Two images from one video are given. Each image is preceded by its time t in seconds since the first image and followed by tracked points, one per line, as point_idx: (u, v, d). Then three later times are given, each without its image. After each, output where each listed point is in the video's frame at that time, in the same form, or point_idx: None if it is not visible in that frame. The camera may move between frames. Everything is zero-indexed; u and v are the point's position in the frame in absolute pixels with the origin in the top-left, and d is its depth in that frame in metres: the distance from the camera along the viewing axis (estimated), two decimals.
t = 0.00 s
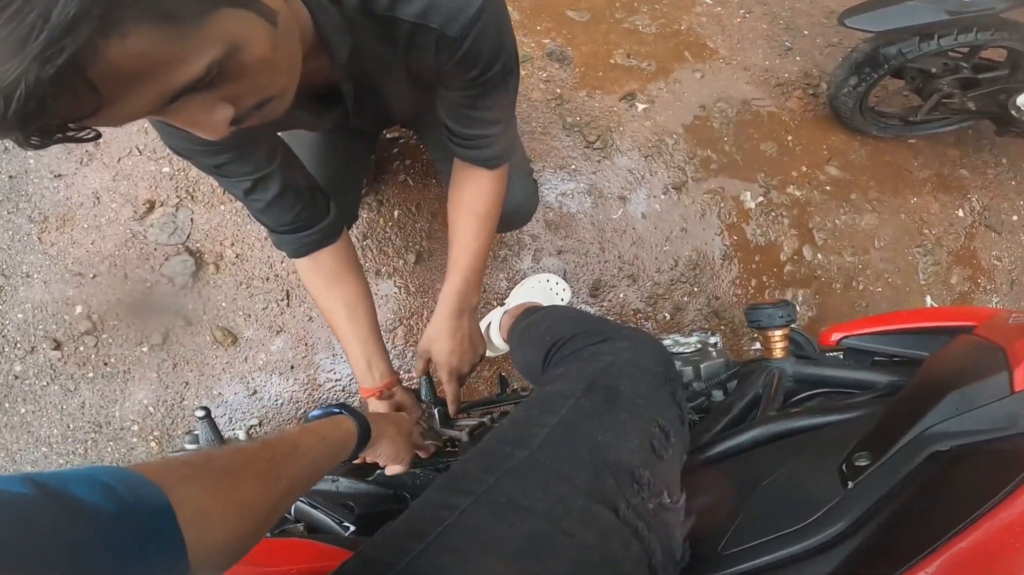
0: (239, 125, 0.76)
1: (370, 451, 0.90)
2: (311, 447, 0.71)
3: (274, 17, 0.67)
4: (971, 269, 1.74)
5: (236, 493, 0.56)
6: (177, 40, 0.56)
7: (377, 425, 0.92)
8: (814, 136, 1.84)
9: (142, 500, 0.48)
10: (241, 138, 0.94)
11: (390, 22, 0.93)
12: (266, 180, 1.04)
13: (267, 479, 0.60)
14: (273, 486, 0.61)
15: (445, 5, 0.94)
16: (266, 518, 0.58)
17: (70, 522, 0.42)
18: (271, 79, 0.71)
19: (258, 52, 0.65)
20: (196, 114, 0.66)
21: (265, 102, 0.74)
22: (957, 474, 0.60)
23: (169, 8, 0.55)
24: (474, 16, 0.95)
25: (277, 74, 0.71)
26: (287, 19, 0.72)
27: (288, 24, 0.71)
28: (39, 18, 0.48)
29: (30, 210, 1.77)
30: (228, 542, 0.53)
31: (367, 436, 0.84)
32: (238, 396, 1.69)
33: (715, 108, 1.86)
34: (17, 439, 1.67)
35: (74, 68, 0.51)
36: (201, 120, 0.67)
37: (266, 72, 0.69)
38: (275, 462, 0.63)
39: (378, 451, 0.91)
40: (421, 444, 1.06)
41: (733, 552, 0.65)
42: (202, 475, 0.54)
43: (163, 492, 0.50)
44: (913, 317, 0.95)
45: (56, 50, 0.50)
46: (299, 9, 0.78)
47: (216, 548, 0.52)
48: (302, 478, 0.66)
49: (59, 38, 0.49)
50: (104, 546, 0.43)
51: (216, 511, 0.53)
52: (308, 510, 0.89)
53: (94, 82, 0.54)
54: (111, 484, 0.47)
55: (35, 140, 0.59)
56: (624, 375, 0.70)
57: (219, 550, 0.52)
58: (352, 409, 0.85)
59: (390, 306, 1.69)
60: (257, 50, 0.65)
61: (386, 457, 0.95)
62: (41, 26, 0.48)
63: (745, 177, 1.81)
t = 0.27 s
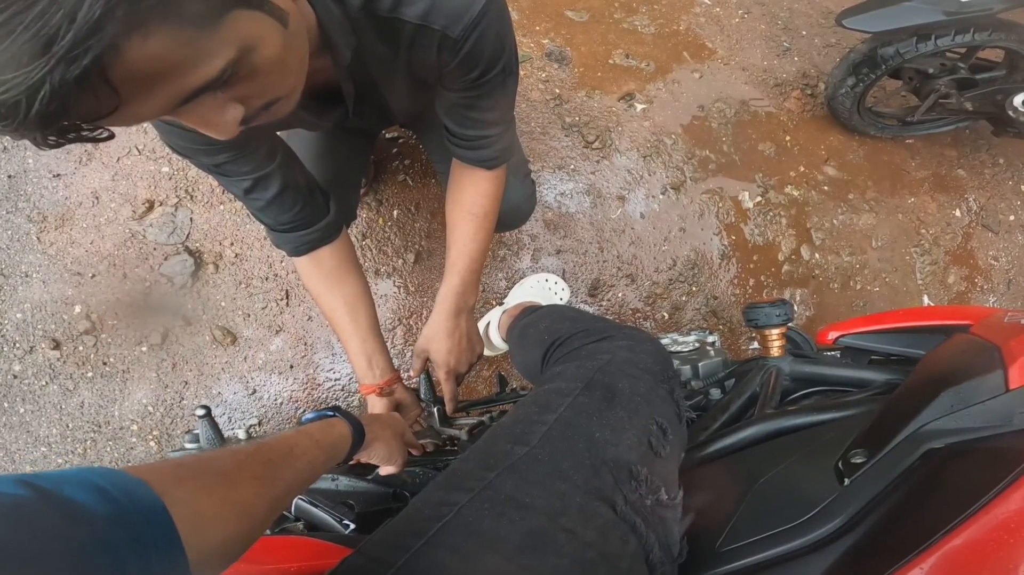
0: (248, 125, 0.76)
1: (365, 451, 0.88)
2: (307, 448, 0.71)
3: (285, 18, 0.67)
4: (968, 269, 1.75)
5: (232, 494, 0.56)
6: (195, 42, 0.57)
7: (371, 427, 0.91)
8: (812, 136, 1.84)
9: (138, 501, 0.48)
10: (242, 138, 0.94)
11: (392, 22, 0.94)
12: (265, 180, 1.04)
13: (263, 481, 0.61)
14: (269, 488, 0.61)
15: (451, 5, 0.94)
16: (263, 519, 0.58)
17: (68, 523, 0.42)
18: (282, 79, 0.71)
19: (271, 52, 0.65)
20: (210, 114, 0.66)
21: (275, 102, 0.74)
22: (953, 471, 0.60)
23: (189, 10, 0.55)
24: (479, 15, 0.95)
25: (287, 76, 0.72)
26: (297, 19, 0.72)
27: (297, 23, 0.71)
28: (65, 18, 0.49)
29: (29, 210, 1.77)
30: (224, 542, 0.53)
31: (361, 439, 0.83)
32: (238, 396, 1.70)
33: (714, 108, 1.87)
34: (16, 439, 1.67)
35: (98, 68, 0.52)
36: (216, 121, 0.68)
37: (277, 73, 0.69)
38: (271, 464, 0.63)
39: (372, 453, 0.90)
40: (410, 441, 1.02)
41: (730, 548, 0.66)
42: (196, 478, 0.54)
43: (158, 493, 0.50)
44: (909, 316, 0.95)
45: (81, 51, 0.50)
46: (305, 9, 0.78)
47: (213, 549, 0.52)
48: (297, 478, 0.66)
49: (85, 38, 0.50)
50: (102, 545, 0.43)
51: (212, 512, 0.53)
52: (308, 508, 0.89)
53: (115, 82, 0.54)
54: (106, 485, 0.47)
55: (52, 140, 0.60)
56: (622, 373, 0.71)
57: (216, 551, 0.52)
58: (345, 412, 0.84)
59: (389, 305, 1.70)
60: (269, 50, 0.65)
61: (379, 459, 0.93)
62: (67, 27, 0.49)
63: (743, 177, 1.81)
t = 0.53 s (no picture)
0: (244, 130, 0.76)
1: (354, 452, 0.91)
2: (296, 450, 0.72)
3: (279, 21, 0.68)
4: (967, 269, 1.75)
5: (216, 497, 0.57)
6: (191, 48, 0.57)
7: (362, 428, 0.94)
8: (811, 137, 1.84)
9: (123, 502, 0.48)
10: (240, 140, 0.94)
11: (387, 25, 0.94)
12: (261, 182, 1.04)
13: (249, 483, 0.61)
14: (255, 490, 0.61)
15: (446, 8, 0.93)
16: (247, 522, 0.59)
17: (58, 523, 0.42)
18: (277, 83, 0.71)
19: (266, 56, 0.65)
20: (207, 118, 0.66)
21: (272, 105, 0.74)
22: (948, 476, 0.60)
23: (182, 18, 0.55)
24: (475, 17, 0.95)
25: (282, 78, 0.72)
26: (290, 22, 0.72)
27: (291, 27, 0.71)
28: (55, 28, 0.49)
29: (28, 212, 1.77)
30: (207, 544, 0.54)
31: (350, 439, 0.84)
32: (237, 398, 1.70)
33: (712, 109, 1.87)
34: (15, 441, 1.67)
35: (91, 79, 0.52)
36: (212, 125, 0.68)
37: (272, 77, 0.69)
38: (257, 466, 0.64)
39: (361, 453, 0.93)
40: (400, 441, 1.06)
41: (726, 551, 0.66)
42: (181, 480, 0.55)
43: (142, 495, 0.50)
44: (908, 319, 0.95)
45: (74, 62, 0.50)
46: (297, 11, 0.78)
47: (196, 551, 0.53)
48: (287, 480, 0.67)
49: (76, 49, 0.50)
50: (92, 546, 0.43)
51: (196, 515, 0.53)
52: (306, 510, 0.88)
53: (110, 91, 0.54)
54: (92, 486, 0.47)
55: (52, 150, 0.60)
56: (617, 378, 0.70)
57: (198, 554, 0.53)
58: (335, 414, 0.85)
59: (388, 307, 1.70)
60: (263, 54, 0.65)
61: (370, 458, 0.96)
62: (58, 38, 0.49)
63: (742, 178, 1.81)
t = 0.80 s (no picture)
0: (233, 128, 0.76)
1: (348, 455, 0.90)
2: (290, 453, 0.72)
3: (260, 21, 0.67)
4: (967, 267, 1.75)
5: (213, 497, 0.57)
6: (162, 49, 0.56)
7: (356, 432, 0.93)
8: (810, 134, 1.84)
9: (120, 502, 0.47)
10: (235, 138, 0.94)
11: (380, 22, 0.94)
12: (256, 179, 1.04)
13: (244, 484, 0.61)
14: (250, 492, 0.62)
15: (438, 5, 0.93)
16: (244, 523, 0.59)
17: (54, 528, 0.42)
18: (262, 82, 0.70)
19: (245, 54, 0.65)
20: (189, 119, 0.66)
21: (260, 101, 0.74)
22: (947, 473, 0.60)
23: (151, 17, 0.54)
24: (466, 14, 0.95)
25: (267, 76, 0.71)
26: (274, 22, 0.71)
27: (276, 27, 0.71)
28: (17, 35, 0.49)
29: (26, 211, 1.77)
30: (205, 545, 0.54)
31: (344, 443, 0.85)
32: (236, 396, 1.69)
33: (712, 107, 1.87)
34: (15, 440, 1.67)
35: (58, 82, 0.52)
36: (194, 126, 0.68)
37: (255, 76, 0.68)
38: (252, 469, 0.64)
39: (355, 456, 0.92)
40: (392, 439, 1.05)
41: (726, 549, 0.66)
42: (178, 481, 0.55)
43: (140, 495, 0.50)
44: (906, 315, 0.95)
45: (37, 65, 0.51)
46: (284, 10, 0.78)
47: (194, 551, 0.53)
48: (281, 483, 0.67)
49: (37, 54, 0.50)
50: (90, 547, 0.43)
51: (194, 515, 0.53)
52: (304, 508, 0.88)
53: (79, 94, 0.54)
54: (89, 486, 0.46)
55: (32, 151, 0.61)
56: (614, 373, 0.70)
57: (194, 554, 0.53)
58: (329, 418, 0.86)
59: (387, 305, 1.70)
60: (242, 54, 0.65)
61: (362, 462, 0.95)
62: (19, 43, 0.49)
63: (741, 176, 1.81)
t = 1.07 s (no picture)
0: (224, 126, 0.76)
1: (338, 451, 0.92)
2: (279, 451, 0.72)
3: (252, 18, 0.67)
4: (966, 265, 1.75)
5: (202, 495, 0.57)
6: (150, 42, 0.56)
7: (347, 428, 0.95)
8: (808, 133, 1.84)
9: (110, 499, 0.47)
10: (232, 138, 0.93)
11: (377, 23, 0.94)
12: (252, 180, 1.03)
13: (233, 482, 0.62)
14: (239, 489, 0.62)
15: (433, 4, 0.94)
16: (234, 520, 0.59)
17: (43, 528, 0.41)
18: (253, 79, 0.70)
19: (236, 50, 0.65)
20: (178, 114, 0.65)
21: (252, 99, 0.73)
22: (949, 471, 0.60)
23: (139, 11, 0.54)
24: (461, 15, 0.96)
25: (259, 74, 0.71)
26: (266, 20, 0.71)
27: (267, 25, 0.71)
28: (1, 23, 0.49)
29: (24, 212, 1.76)
30: (197, 542, 0.54)
31: (334, 439, 0.85)
32: (235, 397, 1.69)
33: (710, 105, 1.86)
34: (14, 442, 1.66)
35: (43, 74, 0.52)
36: (183, 121, 0.67)
37: (246, 73, 0.68)
38: (241, 466, 0.64)
39: (348, 451, 0.94)
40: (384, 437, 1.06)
41: (727, 548, 0.66)
42: (167, 479, 0.55)
43: (129, 492, 0.50)
44: (907, 312, 0.94)
45: (20, 56, 0.50)
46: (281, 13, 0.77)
47: (185, 548, 0.53)
48: (269, 480, 0.67)
49: (23, 44, 0.50)
50: (80, 544, 0.43)
51: (184, 513, 0.53)
52: (304, 509, 0.88)
53: (66, 86, 0.54)
54: (78, 484, 0.46)
55: (16, 147, 0.60)
56: (614, 372, 0.70)
57: (184, 552, 0.53)
58: (320, 415, 0.86)
59: (386, 305, 1.69)
60: (233, 50, 0.64)
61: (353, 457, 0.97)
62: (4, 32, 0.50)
63: (740, 174, 1.81)
